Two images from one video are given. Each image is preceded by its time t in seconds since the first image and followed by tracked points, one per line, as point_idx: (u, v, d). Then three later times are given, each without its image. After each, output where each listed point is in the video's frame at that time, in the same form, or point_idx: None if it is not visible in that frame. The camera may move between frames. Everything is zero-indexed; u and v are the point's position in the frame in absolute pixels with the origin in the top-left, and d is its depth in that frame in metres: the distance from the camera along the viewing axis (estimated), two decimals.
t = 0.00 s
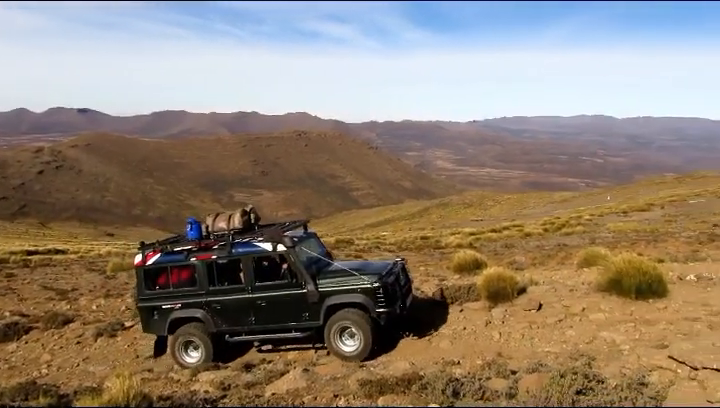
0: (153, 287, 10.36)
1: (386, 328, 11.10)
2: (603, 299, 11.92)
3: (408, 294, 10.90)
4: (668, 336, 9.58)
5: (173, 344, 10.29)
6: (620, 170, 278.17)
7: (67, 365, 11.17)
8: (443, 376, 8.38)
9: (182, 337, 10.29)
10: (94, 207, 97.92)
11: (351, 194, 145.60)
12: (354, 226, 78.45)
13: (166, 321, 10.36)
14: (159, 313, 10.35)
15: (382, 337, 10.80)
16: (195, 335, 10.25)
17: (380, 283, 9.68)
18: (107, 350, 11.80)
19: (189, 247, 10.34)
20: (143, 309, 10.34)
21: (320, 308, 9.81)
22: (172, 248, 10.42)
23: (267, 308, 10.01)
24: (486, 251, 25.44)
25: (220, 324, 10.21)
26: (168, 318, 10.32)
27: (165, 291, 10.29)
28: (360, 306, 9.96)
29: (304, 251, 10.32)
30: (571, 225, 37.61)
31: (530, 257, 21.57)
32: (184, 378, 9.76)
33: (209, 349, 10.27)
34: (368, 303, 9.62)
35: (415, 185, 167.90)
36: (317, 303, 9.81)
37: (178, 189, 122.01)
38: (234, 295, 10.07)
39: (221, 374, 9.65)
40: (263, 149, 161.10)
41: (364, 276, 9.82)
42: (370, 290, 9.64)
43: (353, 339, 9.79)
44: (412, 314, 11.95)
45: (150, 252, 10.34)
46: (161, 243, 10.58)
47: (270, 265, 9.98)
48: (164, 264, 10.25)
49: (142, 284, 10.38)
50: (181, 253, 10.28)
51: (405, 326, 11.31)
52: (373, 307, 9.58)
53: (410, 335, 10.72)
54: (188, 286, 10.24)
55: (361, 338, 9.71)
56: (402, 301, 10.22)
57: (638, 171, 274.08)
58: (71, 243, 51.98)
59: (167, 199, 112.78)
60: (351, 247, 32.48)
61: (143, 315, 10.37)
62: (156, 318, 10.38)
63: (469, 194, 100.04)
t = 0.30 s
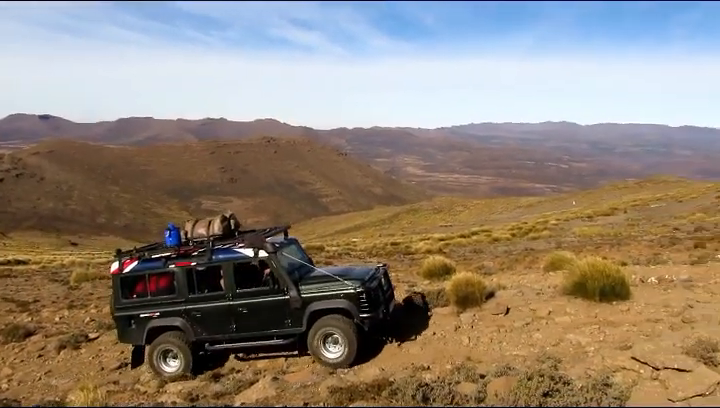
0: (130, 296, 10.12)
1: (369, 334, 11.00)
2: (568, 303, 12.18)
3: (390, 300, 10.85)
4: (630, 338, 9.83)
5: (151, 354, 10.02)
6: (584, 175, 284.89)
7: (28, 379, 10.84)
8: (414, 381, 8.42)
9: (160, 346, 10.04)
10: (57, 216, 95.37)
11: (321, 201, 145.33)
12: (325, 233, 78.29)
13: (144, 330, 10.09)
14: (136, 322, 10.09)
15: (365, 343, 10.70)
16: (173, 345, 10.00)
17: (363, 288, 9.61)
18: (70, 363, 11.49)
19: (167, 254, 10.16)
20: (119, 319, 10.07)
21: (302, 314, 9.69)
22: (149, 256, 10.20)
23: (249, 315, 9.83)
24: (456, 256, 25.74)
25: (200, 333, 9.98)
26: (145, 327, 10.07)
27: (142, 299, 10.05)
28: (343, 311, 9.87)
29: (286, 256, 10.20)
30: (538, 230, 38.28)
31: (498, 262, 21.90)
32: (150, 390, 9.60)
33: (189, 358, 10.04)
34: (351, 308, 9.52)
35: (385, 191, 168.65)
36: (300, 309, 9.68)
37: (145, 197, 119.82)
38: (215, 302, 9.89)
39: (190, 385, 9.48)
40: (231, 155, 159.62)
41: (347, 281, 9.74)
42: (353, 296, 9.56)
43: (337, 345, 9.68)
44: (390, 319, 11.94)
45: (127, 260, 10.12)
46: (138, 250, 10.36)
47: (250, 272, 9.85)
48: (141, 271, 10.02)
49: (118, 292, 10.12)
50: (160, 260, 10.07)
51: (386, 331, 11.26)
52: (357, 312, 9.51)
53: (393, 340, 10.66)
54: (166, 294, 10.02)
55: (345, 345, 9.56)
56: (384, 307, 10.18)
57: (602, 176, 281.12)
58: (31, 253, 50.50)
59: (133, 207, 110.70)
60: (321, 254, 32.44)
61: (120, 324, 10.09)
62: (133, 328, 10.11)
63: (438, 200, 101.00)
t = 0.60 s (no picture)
0: (117, 297, 9.97)
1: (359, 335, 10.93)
2: (543, 301, 12.33)
3: (383, 300, 10.77)
4: (604, 335, 10.00)
5: (139, 356, 9.87)
6: (559, 175, 289.11)
7: None
8: (391, 381, 8.44)
9: (148, 348, 9.90)
10: (29, 219, 93.36)
11: (300, 202, 144.87)
12: (303, 234, 78.04)
13: (131, 332, 9.95)
14: (124, 324, 9.94)
15: (356, 343, 10.63)
16: (162, 346, 9.87)
17: (356, 289, 9.53)
18: (44, 368, 11.30)
19: (156, 255, 9.99)
20: (106, 320, 9.92)
21: (294, 315, 9.58)
22: (138, 256, 10.05)
23: (240, 316, 9.69)
24: (434, 256, 25.91)
25: (189, 334, 9.84)
26: (134, 329, 9.92)
27: (130, 301, 9.91)
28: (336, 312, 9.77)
29: (277, 257, 10.09)
30: (515, 229, 38.65)
31: (476, 261, 22.08)
32: (126, 395, 9.46)
33: (176, 360, 9.90)
34: (344, 309, 9.43)
35: (363, 192, 168.85)
36: (292, 310, 9.57)
37: (120, 199, 118.04)
38: (205, 303, 9.73)
39: (166, 389, 9.38)
40: (208, 156, 158.11)
41: (339, 282, 9.64)
42: (345, 296, 9.46)
43: (328, 347, 9.57)
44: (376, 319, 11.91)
45: (115, 260, 9.97)
46: (127, 251, 10.21)
47: (241, 273, 9.72)
48: (130, 272, 9.87)
49: (106, 293, 9.98)
50: (148, 261, 9.93)
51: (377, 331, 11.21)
52: (349, 312, 9.41)
53: (384, 341, 10.60)
54: (155, 295, 9.86)
55: (338, 346, 9.46)
56: (377, 307, 10.08)
57: (576, 176, 285.64)
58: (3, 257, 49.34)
59: (108, 209, 108.98)
60: (300, 255, 32.37)
61: (107, 326, 9.93)
62: (120, 330, 9.96)
63: (415, 200, 101.50)
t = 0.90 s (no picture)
0: (102, 295, 9.85)
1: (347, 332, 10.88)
2: (519, 298, 12.45)
3: (372, 297, 10.73)
4: (578, 332, 10.12)
5: (124, 354, 9.75)
6: (536, 174, 292.29)
7: None
8: (368, 379, 8.44)
9: (133, 346, 9.77)
10: None
11: (278, 199, 144.09)
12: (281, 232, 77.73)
13: (116, 330, 9.83)
14: (109, 322, 9.82)
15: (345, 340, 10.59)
16: (148, 344, 9.74)
17: (345, 285, 9.49)
18: (15, 370, 11.07)
19: (143, 251, 9.86)
20: (91, 317, 9.80)
21: (283, 312, 9.51)
22: (123, 253, 9.93)
23: (228, 313, 9.61)
24: (412, 253, 26.01)
25: (176, 332, 9.73)
26: (118, 326, 9.80)
27: (115, 298, 9.79)
28: (324, 309, 9.71)
29: (266, 253, 10.01)
30: (492, 227, 38.91)
31: (453, 259, 22.22)
32: (98, 395, 9.31)
33: (162, 359, 9.79)
34: (333, 305, 9.38)
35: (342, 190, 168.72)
36: (281, 307, 9.49)
37: (94, 196, 116.03)
38: (192, 300, 9.64)
39: (140, 389, 9.26)
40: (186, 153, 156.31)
41: (328, 278, 9.59)
42: (334, 293, 9.42)
43: (318, 344, 9.50)
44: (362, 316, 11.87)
45: (100, 257, 9.83)
46: (112, 247, 10.08)
47: (229, 269, 9.63)
48: (115, 269, 9.75)
49: (90, 290, 9.85)
50: (134, 257, 9.81)
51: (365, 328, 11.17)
52: (339, 309, 9.37)
53: (374, 338, 10.57)
54: (141, 292, 9.75)
55: (327, 343, 9.41)
56: (367, 304, 10.02)
57: (553, 175, 289.17)
58: None
59: (83, 206, 106.98)
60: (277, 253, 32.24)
61: (91, 323, 9.81)
62: (105, 327, 9.84)
63: (393, 199, 101.64)
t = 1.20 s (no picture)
0: (88, 291, 9.69)
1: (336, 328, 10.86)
2: (496, 295, 12.61)
3: (363, 293, 10.74)
4: (554, 327, 10.27)
5: (111, 351, 9.61)
6: (514, 172, 295.27)
7: None
8: (346, 376, 8.46)
9: (121, 343, 9.64)
10: None
11: (257, 197, 143.17)
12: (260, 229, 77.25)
13: (103, 327, 9.68)
14: (95, 319, 9.67)
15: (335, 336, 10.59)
16: (136, 341, 9.61)
17: (337, 281, 9.49)
18: None
19: (130, 247, 9.74)
20: (76, 314, 9.62)
21: (274, 308, 9.47)
22: (110, 248, 9.79)
23: (217, 310, 9.55)
24: (391, 251, 26.03)
25: (164, 329, 9.63)
26: (105, 323, 9.65)
27: (102, 294, 9.64)
28: (315, 305, 9.70)
29: (256, 249, 9.95)
30: (470, 225, 39.18)
31: (432, 256, 22.32)
32: (72, 396, 9.14)
33: (150, 355, 9.68)
34: (325, 302, 9.37)
35: (321, 188, 168.38)
36: (272, 303, 9.46)
37: (69, 193, 113.78)
38: (181, 297, 9.54)
39: (115, 388, 9.14)
40: (163, 149, 154.31)
41: (320, 275, 9.57)
42: (326, 289, 9.40)
43: (309, 341, 9.49)
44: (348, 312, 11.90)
45: (86, 252, 9.65)
46: (98, 243, 9.90)
47: (219, 265, 9.56)
48: (102, 264, 9.60)
49: (76, 287, 9.67)
50: (122, 253, 9.66)
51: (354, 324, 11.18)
52: (331, 305, 9.37)
53: (364, 335, 10.58)
54: (128, 289, 9.62)
55: (319, 340, 9.37)
56: (358, 300, 10.02)
57: (530, 173, 292.43)
58: None
59: (57, 202, 104.84)
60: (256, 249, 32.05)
61: (77, 320, 9.65)
62: (91, 324, 9.69)
63: (372, 196, 101.75)
